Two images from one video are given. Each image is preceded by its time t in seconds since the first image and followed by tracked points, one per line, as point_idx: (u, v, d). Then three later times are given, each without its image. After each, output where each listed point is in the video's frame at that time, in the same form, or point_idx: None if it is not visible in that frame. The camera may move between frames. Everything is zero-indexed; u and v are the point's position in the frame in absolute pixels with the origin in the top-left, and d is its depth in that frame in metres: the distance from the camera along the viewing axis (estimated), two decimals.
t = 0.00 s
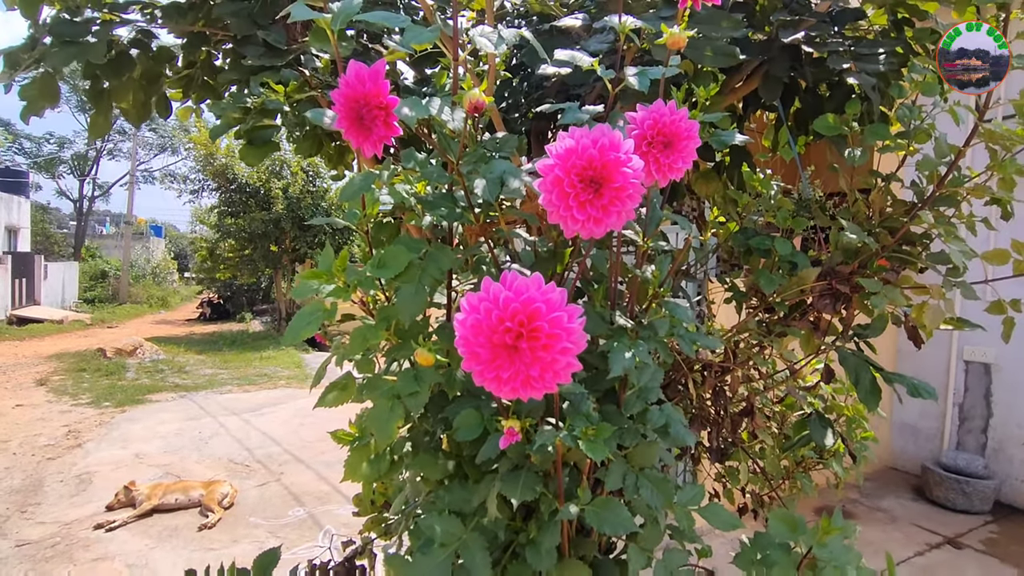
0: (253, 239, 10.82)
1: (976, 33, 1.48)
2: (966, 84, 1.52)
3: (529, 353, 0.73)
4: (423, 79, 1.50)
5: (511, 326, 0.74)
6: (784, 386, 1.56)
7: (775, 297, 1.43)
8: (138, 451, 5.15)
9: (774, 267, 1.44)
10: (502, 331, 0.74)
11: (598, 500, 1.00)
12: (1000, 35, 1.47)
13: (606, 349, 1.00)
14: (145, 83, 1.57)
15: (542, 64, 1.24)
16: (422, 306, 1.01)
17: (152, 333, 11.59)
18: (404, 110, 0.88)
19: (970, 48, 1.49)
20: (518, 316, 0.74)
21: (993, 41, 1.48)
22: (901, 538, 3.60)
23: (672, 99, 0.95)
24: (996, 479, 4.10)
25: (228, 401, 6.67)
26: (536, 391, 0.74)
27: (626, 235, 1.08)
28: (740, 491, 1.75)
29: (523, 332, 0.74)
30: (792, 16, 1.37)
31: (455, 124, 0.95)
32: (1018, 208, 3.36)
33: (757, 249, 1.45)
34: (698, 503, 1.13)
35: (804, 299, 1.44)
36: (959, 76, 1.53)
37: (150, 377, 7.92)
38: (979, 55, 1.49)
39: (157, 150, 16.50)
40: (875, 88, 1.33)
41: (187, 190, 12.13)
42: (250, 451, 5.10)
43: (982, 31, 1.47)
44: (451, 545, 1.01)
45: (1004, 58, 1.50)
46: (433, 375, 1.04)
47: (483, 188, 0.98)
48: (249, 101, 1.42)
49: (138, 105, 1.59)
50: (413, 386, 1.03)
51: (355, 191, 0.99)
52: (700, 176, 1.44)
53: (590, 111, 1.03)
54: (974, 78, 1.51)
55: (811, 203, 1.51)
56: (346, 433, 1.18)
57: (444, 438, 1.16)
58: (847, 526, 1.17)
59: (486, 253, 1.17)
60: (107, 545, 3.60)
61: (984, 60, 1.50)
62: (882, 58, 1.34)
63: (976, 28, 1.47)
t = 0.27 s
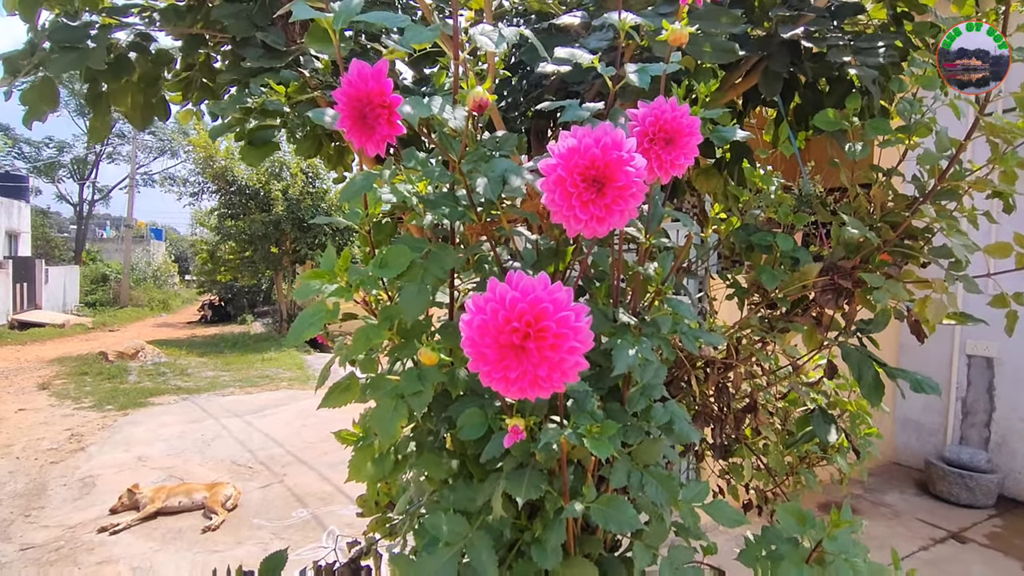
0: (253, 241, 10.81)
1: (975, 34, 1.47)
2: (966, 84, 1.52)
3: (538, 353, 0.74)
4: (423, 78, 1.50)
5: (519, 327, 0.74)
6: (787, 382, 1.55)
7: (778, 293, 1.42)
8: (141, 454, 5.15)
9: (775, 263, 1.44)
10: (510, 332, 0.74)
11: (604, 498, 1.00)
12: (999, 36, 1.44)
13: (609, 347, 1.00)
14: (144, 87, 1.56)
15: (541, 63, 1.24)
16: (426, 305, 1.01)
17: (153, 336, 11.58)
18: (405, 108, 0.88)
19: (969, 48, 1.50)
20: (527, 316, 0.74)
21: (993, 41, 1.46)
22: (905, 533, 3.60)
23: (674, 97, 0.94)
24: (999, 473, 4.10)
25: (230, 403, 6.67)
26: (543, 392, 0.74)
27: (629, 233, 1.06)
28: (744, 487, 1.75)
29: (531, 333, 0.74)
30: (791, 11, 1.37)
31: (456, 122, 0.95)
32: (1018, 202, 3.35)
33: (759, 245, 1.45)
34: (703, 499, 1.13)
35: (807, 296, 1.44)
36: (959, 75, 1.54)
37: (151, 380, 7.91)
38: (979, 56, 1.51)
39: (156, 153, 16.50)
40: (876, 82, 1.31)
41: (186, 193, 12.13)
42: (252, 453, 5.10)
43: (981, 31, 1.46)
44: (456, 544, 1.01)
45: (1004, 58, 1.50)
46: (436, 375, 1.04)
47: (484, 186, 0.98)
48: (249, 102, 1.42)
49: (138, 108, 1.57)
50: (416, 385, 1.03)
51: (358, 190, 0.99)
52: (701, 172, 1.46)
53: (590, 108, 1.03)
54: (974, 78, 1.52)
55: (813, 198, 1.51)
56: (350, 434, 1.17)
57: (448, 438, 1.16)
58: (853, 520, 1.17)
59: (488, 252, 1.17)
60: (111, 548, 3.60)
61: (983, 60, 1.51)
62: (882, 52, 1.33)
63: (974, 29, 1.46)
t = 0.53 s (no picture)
0: (254, 241, 10.82)
1: (974, 33, 1.46)
2: (966, 84, 1.49)
3: (534, 355, 0.73)
4: (421, 78, 1.50)
5: (514, 329, 0.74)
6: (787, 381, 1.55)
7: (778, 291, 1.42)
8: (142, 456, 5.16)
9: (775, 261, 1.44)
10: (505, 334, 0.74)
11: (604, 499, 1.00)
12: (1000, 35, 1.44)
13: (608, 347, 1.00)
14: (142, 87, 1.56)
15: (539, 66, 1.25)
16: (425, 306, 1.01)
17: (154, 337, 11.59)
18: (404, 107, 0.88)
19: (970, 48, 1.48)
20: (522, 318, 0.74)
21: (993, 41, 1.45)
22: (907, 531, 3.60)
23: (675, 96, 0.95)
24: (1001, 469, 4.10)
25: (232, 403, 6.68)
26: (539, 393, 0.74)
27: (628, 232, 1.06)
28: (745, 486, 1.75)
29: (527, 335, 0.74)
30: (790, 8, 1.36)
31: (455, 123, 0.95)
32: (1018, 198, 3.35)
33: (758, 244, 1.44)
34: (703, 499, 1.13)
35: (807, 294, 1.44)
36: (959, 75, 1.51)
37: (153, 381, 7.91)
38: (979, 56, 1.48)
39: (156, 154, 16.50)
40: (875, 81, 1.30)
41: (187, 194, 12.13)
42: (254, 454, 5.11)
43: (981, 31, 1.45)
44: (456, 546, 1.01)
45: (1004, 58, 1.49)
46: (436, 377, 1.04)
47: (484, 187, 0.99)
48: (247, 104, 1.41)
49: (136, 110, 1.57)
50: (416, 386, 1.03)
51: (357, 191, 0.99)
52: (700, 171, 1.46)
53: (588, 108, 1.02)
54: (974, 78, 1.49)
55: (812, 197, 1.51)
56: (350, 435, 1.17)
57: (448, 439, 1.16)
58: (854, 519, 1.17)
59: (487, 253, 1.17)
60: (113, 549, 3.61)
61: (984, 60, 1.48)
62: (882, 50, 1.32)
63: (972, 28, 1.45)
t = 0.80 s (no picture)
0: (253, 241, 10.81)
1: (973, 33, 1.44)
2: (966, 84, 1.46)
3: (536, 352, 0.73)
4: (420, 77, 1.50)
5: (516, 326, 0.73)
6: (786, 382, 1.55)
7: (777, 292, 1.42)
8: (140, 455, 5.15)
9: (774, 261, 1.43)
10: (507, 331, 0.73)
11: (602, 498, 1.00)
12: (1000, 35, 1.42)
13: (607, 346, 1.00)
14: (140, 85, 1.57)
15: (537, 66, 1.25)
16: (422, 305, 1.01)
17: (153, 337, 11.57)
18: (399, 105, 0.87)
19: (969, 48, 1.46)
20: (525, 315, 0.74)
21: (993, 41, 1.43)
22: (906, 532, 3.60)
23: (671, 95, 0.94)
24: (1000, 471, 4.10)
25: (231, 403, 6.67)
26: (542, 391, 0.74)
27: (627, 231, 1.06)
28: (744, 486, 1.75)
29: (528, 332, 0.73)
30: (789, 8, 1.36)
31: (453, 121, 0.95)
32: (1018, 199, 3.35)
33: (757, 244, 1.44)
34: (702, 499, 1.12)
35: (806, 294, 1.44)
36: (958, 76, 1.47)
37: (151, 381, 7.91)
38: (979, 55, 1.45)
39: (156, 154, 16.49)
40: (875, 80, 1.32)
41: (186, 194, 12.13)
42: (253, 454, 5.10)
43: (979, 31, 1.43)
44: (454, 546, 1.00)
45: (1004, 57, 1.46)
46: (433, 376, 1.03)
47: (480, 186, 0.97)
48: (245, 103, 1.41)
49: (133, 107, 1.59)
50: (413, 385, 1.02)
51: (353, 190, 0.99)
52: (700, 171, 1.47)
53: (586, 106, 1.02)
54: (974, 78, 1.46)
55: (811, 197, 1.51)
56: (347, 435, 1.17)
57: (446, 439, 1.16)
58: (853, 520, 1.17)
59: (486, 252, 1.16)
60: (111, 549, 3.60)
61: (984, 60, 1.45)
62: (883, 50, 1.34)
63: (971, 29, 1.43)
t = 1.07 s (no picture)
0: (251, 241, 10.80)
1: (973, 34, 1.43)
2: (966, 84, 1.47)
3: (530, 349, 0.72)
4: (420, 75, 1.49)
5: (510, 322, 0.72)
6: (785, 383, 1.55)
7: (776, 293, 1.42)
8: (135, 454, 5.13)
9: (775, 262, 1.43)
10: (501, 327, 0.72)
11: (602, 497, 1.00)
12: (1000, 35, 1.41)
13: (608, 344, 1.00)
14: (140, 81, 1.57)
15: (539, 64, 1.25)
16: (422, 301, 1.00)
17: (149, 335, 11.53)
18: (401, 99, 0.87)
19: (969, 48, 1.45)
20: (519, 311, 0.73)
21: (993, 41, 1.43)
22: (902, 535, 3.59)
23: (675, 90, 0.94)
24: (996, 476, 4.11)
25: (226, 402, 6.65)
26: (537, 387, 0.73)
27: (628, 229, 1.07)
28: (742, 488, 1.74)
29: (522, 328, 0.72)
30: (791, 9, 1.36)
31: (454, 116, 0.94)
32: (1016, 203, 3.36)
33: (757, 244, 1.44)
34: (702, 498, 1.12)
35: (806, 295, 1.43)
36: (959, 76, 1.48)
37: (147, 379, 7.88)
38: (979, 56, 1.45)
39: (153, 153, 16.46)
40: (875, 83, 1.31)
41: (184, 193, 12.11)
42: (248, 453, 5.08)
43: (980, 31, 1.42)
44: (452, 544, 1.00)
45: (1004, 57, 1.44)
46: (432, 373, 1.03)
47: (482, 181, 0.97)
48: (245, 100, 1.41)
49: (133, 104, 1.58)
50: (412, 382, 1.01)
51: (353, 185, 0.99)
52: (700, 171, 1.49)
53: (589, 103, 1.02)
54: (974, 78, 1.47)
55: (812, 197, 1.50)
56: (345, 432, 1.16)
57: (445, 437, 1.15)
58: (852, 521, 1.16)
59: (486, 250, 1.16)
60: (104, 548, 3.58)
61: (984, 60, 1.44)
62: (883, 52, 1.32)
63: (972, 30, 1.42)
